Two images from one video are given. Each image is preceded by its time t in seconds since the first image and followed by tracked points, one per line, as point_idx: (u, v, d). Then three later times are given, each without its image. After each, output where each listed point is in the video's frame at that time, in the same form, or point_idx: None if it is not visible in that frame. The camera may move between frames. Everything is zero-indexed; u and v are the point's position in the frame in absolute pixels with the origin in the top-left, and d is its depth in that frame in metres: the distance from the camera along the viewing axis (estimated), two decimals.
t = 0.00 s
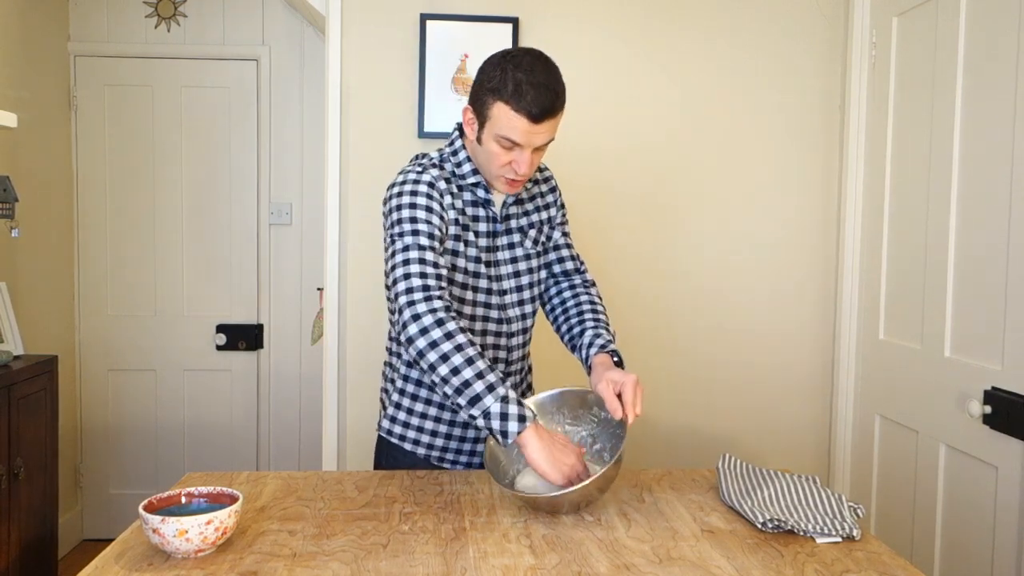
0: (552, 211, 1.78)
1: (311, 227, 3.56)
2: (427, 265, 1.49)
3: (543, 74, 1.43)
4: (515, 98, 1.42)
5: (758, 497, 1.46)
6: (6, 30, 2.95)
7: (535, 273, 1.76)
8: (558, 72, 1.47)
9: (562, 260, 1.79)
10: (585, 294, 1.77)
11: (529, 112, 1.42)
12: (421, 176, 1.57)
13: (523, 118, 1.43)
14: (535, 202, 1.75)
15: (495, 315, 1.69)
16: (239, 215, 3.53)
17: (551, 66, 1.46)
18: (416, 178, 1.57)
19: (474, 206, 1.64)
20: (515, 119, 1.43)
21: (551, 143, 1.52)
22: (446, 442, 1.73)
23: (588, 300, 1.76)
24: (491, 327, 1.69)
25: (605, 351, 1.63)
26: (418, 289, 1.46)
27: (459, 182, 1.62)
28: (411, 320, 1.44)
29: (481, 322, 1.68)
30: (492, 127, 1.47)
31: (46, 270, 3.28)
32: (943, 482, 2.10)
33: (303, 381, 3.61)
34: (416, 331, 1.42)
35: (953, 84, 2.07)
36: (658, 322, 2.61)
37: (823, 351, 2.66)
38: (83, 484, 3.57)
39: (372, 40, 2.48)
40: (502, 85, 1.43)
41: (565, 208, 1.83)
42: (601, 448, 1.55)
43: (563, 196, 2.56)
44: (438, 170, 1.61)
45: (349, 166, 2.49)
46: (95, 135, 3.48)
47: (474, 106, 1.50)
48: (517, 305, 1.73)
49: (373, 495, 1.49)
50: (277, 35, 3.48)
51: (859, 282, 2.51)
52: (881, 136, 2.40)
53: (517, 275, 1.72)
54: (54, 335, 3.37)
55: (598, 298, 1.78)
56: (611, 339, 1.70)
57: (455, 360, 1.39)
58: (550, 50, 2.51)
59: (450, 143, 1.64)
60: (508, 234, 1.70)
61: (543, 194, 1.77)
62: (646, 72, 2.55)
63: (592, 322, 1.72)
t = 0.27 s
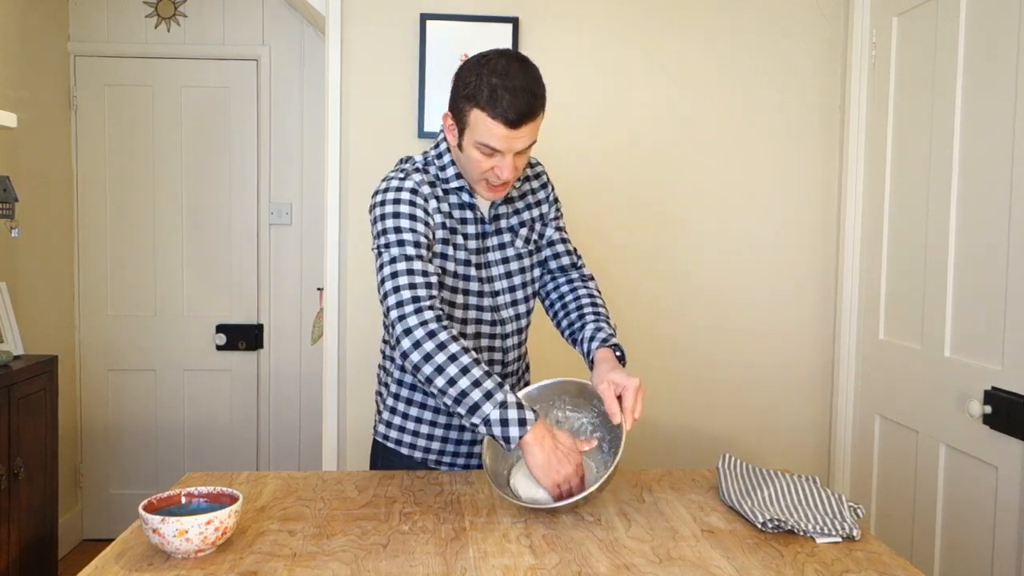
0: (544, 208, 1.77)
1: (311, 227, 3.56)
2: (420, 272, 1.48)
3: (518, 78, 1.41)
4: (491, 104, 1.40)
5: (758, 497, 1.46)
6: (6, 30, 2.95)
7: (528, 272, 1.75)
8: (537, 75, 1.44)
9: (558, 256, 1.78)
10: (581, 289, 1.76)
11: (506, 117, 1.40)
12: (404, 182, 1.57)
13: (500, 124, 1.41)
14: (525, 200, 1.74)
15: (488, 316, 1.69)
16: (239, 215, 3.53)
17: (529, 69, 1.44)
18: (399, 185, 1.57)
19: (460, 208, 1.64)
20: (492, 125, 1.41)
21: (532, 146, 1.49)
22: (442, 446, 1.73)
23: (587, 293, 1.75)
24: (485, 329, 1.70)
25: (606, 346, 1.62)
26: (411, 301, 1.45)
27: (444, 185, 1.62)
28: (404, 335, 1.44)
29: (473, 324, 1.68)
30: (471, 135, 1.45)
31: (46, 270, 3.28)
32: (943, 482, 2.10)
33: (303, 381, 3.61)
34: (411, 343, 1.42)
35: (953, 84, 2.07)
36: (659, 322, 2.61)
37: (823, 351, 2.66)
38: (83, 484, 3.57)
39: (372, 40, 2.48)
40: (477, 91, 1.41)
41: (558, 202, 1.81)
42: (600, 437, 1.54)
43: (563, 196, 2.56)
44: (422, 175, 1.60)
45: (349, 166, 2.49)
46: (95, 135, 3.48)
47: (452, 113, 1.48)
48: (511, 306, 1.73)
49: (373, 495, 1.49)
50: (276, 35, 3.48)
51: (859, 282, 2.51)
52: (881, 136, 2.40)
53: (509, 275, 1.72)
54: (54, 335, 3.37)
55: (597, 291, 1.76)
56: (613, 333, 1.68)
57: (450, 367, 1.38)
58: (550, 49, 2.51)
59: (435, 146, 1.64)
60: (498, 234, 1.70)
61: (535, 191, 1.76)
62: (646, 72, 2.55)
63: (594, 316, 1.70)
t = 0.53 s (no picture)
0: (540, 209, 1.77)
1: (311, 228, 3.56)
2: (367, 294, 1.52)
3: (494, 77, 1.41)
4: (466, 104, 1.40)
5: (758, 497, 1.46)
6: (6, 30, 2.95)
7: (524, 274, 1.74)
8: (515, 71, 1.44)
9: (557, 257, 1.77)
10: (581, 290, 1.75)
11: (481, 116, 1.40)
12: (377, 192, 1.58)
13: (477, 124, 1.41)
14: (520, 201, 1.74)
15: (478, 321, 1.68)
16: (239, 215, 3.53)
17: (507, 66, 1.44)
18: (373, 194, 1.58)
19: (447, 212, 1.64)
20: (469, 125, 1.41)
21: (515, 144, 1.48)
22: (440, 450, 1.74)
23: (588, 295, 1.74)
24: (475, 335, 1.68)
25: (606, 351, 1.61)
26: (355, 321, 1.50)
27: (428, 189, 1.62)
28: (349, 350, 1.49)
29: (463, 330, 1.68)
30: (451, 135, 1.45)
31: (46, 270, 3.28)
32: (943, 482, 2.10)
33: (303, 381, 3.61)
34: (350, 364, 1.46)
35: (953, 84, 2.07)
36: (659, 322, 2.61)
37: (824, 351, 2.66)
38: (83, 484, 3.57)
39: (372, 40, 2.48)
40: (453, 91, 1.41)
41: (557, 203, 1.81)
42: (595, 445, 1.51)
43: (564, 196, 2.56)
44: (403, 182, 1.61)
45: (349, 166, 2.50)
46: (95, 135, 3.48)
47: (433, 114, 1.49)
48: (505, 310, 1.71)
49: (373, 495, 1.49)
50: (276, 35, 3.48)
51: (859, 282, 2.51)
52: (881, 136, 2.40)
53: (503, 277, 1.70)
54: (54, 335, 3.36)
55: (598, 294, 1.76)
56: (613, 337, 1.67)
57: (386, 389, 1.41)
58: (550, 49, 2.51)
59: (422, 150, 1.65)
60: (491, 235, 1.70)
61: (531, 190, 1.77)
62: (646, 72, 2.55)
63: (596, 320, 1.70)
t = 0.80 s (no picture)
0: (543, 215, 1.70)
1: (311, 228, 3.56)
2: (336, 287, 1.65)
3: (473, 71, 1.41)
4: (443, 98, 1.40)
5: (758, 497, 1.46)
6: (6, 30, 2.95)
7: (518, 280, 1.70)
8: (498, 67, 1.44)
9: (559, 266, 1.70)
10: (578, 303, 1.67)
11: (458, 110, 1.39)
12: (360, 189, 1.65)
13: (454, 119, 1.40)
14: (521, 206, 1.70)
15: (461, 322, 1.68)
16: (239, 215, 3.53)
17: (489, 61, 1.43)
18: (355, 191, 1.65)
19: (433, 212, 1.65)
20: (447, 120, 1.41)
21: (500, 140, 1.47)
22: (429, 446, 1.75)
23: (588, 308, 1.66)
24: (458, 335, 1.69)
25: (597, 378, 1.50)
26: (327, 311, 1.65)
27: (415, 188, 1.65)
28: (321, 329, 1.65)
29: (445, 330, 1.69)
30: (433, 131, 1.45)
31: (46, 270, 3.28)
32: (944, 482, 2.10)
33: (303, 381, 3.61)
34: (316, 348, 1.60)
35: (953, 84, 2.07)
36: (659, 323, 2.61)
37: (824, 351, 2.66)
38: (83, 484, 3.57)
39: (372, 40, 2.48)
40: (432, 87, 1.42)
41: (567, 212, 1.72)
42: (559, 465, 1.47)
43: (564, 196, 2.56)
44: (388, 181, 1.65)
45: (349, 166, 2.50)
46: (94, 135, 3.48)
47: (417, 112, 1.49)
48: (492, 313, 1.69)
49: (373, 495, 1.49)
50: (276, 35, 3.48)
51: (859, 282, 2.51)
52: (882, 136, 2.40)
53: (493, 281, 1.68)
54: (54, 335, 3.36)
55: (599, 309, 1.66)
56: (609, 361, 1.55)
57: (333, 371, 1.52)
58: (550, 49, 2.51)
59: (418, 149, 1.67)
60: (483, 239, 1.67)
61: (535, 196, 1.71)
62: (646, 72, 2.55)
63: (593, 340, 1.59)
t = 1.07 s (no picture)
0: (536, 219, 1.70)
1: (311, 228, 3.56)
2: (328, 275, 1.63)
3: (457, 73, 1.40)
4: (427, 99, 1.40)
5: (757, 497, 1.46)
6: (6, 30, 2.95)
7: (507, 284, 1.70)
8: (485, 68, 1.44)
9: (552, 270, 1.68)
10: (569, 306, 1.64)
11: (440, 111, 1.39)
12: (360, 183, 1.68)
13: (436, 119, 1.40)
14: (515, 208, 1.70)
15: (447, 322, 1.70)
16: (239, 215, 3.53)
17: (476, 62, 1.43)
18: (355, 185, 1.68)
19: (425, 211, 1.67)
20: (430, 120, 1.41)
21: (485, 142, 1.47)
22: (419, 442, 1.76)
23: (577, 312, 1.62)
24: (444, 335, 1.70)
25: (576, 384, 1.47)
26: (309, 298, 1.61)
27: (409, 187, 1.67)
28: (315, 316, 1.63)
29: (432, 329, 1.71)
30: (418, 131, 1.45)
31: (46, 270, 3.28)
32: (943, 482, 2.10)
33: (303, 381, 3.61)
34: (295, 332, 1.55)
35: (953, 84, 2.07)
36: (659, 323, 2.61)
37: (824, 351, 2.66)
38: (83, 484, 3.57)
39: (372, 40, 2.48)
40: (417, 88, 1.42)
41: (563, 217, 1.71)
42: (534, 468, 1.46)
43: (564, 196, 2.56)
44: (385, 178, 1.68)
45: (349, 167, 2.50)
46: (94, 135, 3.48)
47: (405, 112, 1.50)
48: (478, 315, 1.70)
49: (373, 495, 1.49)
50: (276, 35, 3.48)
51: (859, 282, 2.51)
52: (882, 136, 2.40)
53: (481, 283, 1.69)
54: (54, 335, 3.36)
55: (591, 314, 1.62)
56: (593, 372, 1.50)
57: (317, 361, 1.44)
58: (550, 49, 2.51)
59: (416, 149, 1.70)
60: (473, 240, 1.68)
61: (529, 199, 1.71)
62: (647, 72, 2.55)
63: (577, 344, 1.56)
